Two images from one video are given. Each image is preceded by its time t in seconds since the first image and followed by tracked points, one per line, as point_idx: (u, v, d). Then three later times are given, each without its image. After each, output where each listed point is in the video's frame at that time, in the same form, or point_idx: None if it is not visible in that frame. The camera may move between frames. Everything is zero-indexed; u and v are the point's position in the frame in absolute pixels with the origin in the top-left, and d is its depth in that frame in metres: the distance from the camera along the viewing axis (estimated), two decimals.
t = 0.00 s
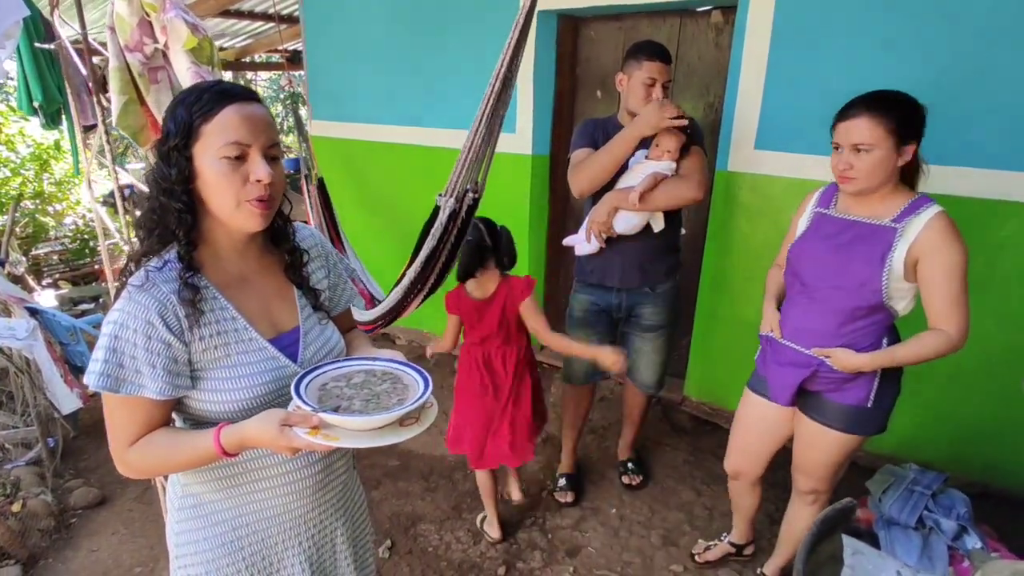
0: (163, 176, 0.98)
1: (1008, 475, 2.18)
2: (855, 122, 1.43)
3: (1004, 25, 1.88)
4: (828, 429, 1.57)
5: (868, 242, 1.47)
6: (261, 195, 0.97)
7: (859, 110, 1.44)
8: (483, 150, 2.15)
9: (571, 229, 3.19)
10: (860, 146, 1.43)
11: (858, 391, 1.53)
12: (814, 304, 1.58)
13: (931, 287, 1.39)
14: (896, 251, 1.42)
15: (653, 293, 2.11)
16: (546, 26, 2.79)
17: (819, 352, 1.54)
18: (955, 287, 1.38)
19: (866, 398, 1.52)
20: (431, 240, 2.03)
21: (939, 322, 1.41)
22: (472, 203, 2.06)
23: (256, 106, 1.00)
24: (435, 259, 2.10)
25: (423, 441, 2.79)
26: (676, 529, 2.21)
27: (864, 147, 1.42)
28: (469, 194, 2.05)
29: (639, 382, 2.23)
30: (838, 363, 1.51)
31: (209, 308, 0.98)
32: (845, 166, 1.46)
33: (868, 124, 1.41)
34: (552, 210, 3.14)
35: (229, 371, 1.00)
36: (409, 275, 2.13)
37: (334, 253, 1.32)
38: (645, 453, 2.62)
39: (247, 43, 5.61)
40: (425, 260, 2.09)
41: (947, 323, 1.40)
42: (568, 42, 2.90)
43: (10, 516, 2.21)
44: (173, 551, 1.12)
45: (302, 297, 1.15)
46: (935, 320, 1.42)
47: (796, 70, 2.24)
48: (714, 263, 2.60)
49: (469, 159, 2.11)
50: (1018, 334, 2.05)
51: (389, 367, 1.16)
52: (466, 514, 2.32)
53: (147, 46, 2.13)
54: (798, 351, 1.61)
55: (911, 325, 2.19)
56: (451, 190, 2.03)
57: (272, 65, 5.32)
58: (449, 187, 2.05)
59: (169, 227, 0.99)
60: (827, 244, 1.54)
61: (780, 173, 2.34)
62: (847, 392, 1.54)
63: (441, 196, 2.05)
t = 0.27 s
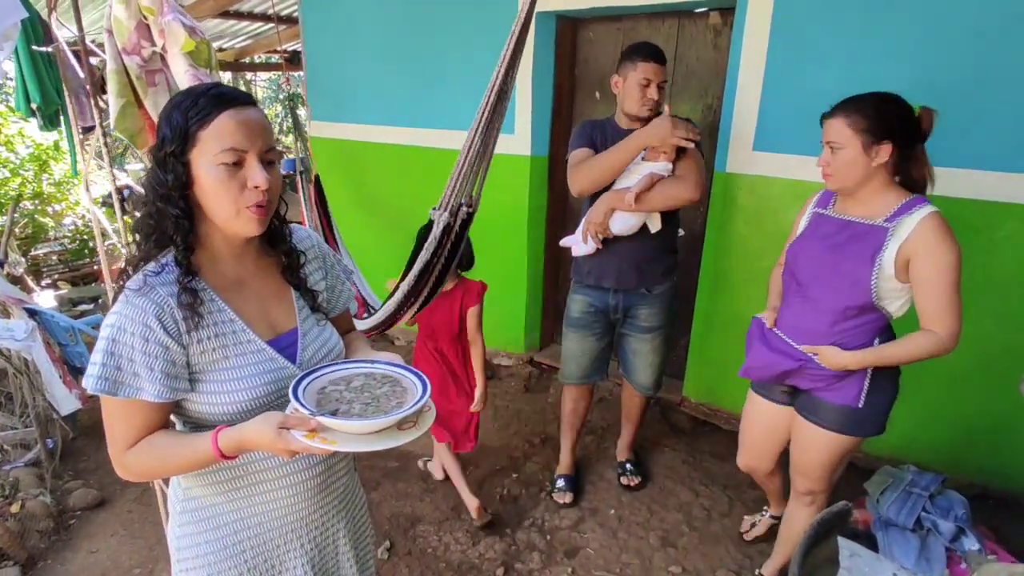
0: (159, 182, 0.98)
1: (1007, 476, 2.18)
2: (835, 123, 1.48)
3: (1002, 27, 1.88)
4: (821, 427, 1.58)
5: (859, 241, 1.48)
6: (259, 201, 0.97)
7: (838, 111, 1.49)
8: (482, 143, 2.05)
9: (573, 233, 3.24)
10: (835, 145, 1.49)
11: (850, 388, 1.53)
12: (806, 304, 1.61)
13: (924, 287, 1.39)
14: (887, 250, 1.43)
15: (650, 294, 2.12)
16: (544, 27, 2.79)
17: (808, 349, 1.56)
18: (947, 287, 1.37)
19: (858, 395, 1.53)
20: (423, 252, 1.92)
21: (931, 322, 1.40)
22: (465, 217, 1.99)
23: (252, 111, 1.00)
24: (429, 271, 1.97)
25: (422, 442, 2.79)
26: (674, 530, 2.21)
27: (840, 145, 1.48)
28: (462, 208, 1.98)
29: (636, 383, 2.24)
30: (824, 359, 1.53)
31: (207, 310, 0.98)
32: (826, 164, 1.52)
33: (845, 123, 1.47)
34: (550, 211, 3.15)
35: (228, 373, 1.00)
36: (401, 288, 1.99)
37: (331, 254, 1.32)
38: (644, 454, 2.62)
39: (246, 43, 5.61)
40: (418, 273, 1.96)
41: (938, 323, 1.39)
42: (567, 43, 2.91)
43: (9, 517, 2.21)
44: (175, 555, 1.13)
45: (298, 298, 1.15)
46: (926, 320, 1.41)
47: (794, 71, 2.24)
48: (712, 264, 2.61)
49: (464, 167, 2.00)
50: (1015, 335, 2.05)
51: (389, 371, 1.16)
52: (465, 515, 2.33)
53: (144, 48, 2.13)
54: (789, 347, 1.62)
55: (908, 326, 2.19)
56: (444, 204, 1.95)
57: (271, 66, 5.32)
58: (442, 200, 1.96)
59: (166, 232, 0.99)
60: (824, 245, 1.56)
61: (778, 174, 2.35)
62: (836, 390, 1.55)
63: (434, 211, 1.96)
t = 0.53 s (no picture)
0: (161, 186, 0.97)
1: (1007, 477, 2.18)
2: (841, 119, 1.49)
3: (1002, 28, 1.88)
4: (815, 418, 1.59)
5: (852, 235, 1.51)
6: (260, 209, 0.98)
7: (844, 107, 1.50)
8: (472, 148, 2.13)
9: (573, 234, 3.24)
10: (840, 141, 1.49)
11: (841, 376, 1.55)
12: (803, 297, 1.64)
13: (911, 282, 1.40)
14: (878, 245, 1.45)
15: (650, 294, 2.11)
16: (545, 28, 2.79)
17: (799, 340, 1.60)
18: (934, 284, 1.38)
19: (849, 384, 1.54)
20: (415, 251, 2.06)
21: (919, 318, 1.41)
22: (456, 216, 2.14)
23: (257, 116, 0.99)
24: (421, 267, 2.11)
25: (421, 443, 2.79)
26: (674, 531, 2.21)
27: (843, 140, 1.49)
28: (453, 207, 2.12)
29: (636, 383, 2.24)
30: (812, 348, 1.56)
31: (206, 311, 0.98)
32: (829, 159, 1.53)
33: (852, 120, 1.47)
34: (550, 212, 3.15)
35: (227, 374, 1.00)
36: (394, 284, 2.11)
37: (329, 255, 1.32)
38: (643, 454, 2.62)
39: (246, 43, 5.61)
40: (411, 269, 2.09)
41: (926, 319, 1.40)
42: (567, 44, 2.90)
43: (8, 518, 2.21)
44: (176, 558, 1.12)
45: (297, 298, 1.15)
46: (914, 315, 1.42)
47: (794, 72, 2.24)
48: (712, 264, 2.61)
49: (454, 166, 2.10)
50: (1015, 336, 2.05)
51: (390, 372, 1.15)
52: (465, 516, 2.32)
53: (143, 50, 2.13)
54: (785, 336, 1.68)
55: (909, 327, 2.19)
56: (435, 203, 2.08)
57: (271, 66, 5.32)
58: (433, 200, 2.09)
59: (167, 235, 0.98)
60: (818, 241, 1.59)
61: (778, 175, 2.35)
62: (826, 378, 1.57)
63: (425, 209, 2.09)
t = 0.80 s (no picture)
0: (170, 186, 0.97)
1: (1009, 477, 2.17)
2: (846, 110, 1.50)
3: (1004, 25, 1.87)
4: (815, 407, 1.59)
5: (849, 225, 1.53)
6: (262, 212, 0.97)
7: (849, 100, 1.51)
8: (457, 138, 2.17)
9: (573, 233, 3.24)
10: (846, 132, 1.50)
11: (837, 362, 1.56)
12: (804, 287, 1.65)
13: (905, 270, 1.41)
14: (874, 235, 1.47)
15: (652, 293, 2.11)
16: (545, 26, 2.78)
17: (797, 329, 1.61)
18: (927, 271, 1.38)
19: (845, 371, 1.55)
20: (408, 230, 2.14)
21: (912, 305, 1.42)
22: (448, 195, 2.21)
23: (265, 120, 0.98)
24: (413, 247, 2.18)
25: (422, 442, 2.78)
26: (675, 530, 2.20)
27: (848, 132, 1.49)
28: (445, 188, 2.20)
29: (637, 382, 2.23)
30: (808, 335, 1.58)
31: (206, 309, 0.98)
32: (834, 151, 1.53)
33: (858, 112, 1.48)
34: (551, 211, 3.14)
35: (227, 374, 0.99)
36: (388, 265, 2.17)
37: (330, 254, 1.31)
38: (644, 454, 2.61)
39: (246, 43, 5.61)
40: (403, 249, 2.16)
41: (919, 307, 1.41)
42: (567, 43, 2.90)
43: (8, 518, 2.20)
44: (177, 559, 1.12)
45: (298, 297, 1.14)
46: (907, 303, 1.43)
47: (795, 70, 2.23)
48: (713, 263, 2.60)
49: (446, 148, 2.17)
50: (1017, 335, 2.04)
51: (390, 369, 1.15)
52: (465, 516, 2.32)
53: (142, 46, 2.12)
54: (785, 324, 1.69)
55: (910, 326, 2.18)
56: (427, 183, 2.16)
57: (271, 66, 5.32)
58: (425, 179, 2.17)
59: (175, 235, 0.98)
60: (818, 232, 1.61)
61: (779, 173, 2.34)
62: (825, 364, 1.58)
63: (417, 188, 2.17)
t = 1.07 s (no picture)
0: (164, 185, 0.97)
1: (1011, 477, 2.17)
2: (847, 112, 1.51)
3: (1004, 25, 1.87)
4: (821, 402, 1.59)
5: (849, 222, 1.54)
6: (257, 206, 0.96)
7: (850, 102, 1.52)
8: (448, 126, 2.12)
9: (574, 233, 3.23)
10: (848, 133, 1.51)
11: (841, 358, 1.56)
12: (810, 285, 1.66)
13: (905, 263, 1.41)
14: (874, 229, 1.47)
15: (654, 293, 2.11)
16: (545, 26, 2.78)
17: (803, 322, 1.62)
18: (927, 264, 1.38)
19: (848, 368, 1.55)
20: (408, 215, 2.07)
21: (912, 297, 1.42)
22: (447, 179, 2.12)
23: (255, 112, 0.98)
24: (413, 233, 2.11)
25: (422, 443, 2.78)
26: (676, 531, 2.20)
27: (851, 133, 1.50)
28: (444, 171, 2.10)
29: (638, 382, 2.23)
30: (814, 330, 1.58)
31: (207, 310, 0.97)
32: (836, 152, 1.54)
33: (859, 114, 1.49)
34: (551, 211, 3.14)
35: (228, 375, 0.99)
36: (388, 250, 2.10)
37: (332, 254, 1.31)
38: (645, 454, 2.61)
39: (246, 44, 5.61)
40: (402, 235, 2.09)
41: (918, 299, 1.41)
42: (568, 43, 2.90)
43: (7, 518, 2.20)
44: (178, 560, 1.12)
45: (300, 298, 1.14)
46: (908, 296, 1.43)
47: (796, 70, 2.23)
48: (713, 263, 2.60)
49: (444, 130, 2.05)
50: (1017, 335, 2.04)
51: (391, 371, 1.15)
52: (465, 516, 2.32)
53: (142, 45, 2.12)
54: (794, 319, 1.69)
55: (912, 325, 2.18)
56: (426, 164, 2.03)
57: (271, 66, 5.32)
58: (424, 160, 2.04)
59: (170, 234, 0.98)
60: (821, 230, 1.62)
61: (780, 173, 2.34)
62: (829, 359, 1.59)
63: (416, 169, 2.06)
